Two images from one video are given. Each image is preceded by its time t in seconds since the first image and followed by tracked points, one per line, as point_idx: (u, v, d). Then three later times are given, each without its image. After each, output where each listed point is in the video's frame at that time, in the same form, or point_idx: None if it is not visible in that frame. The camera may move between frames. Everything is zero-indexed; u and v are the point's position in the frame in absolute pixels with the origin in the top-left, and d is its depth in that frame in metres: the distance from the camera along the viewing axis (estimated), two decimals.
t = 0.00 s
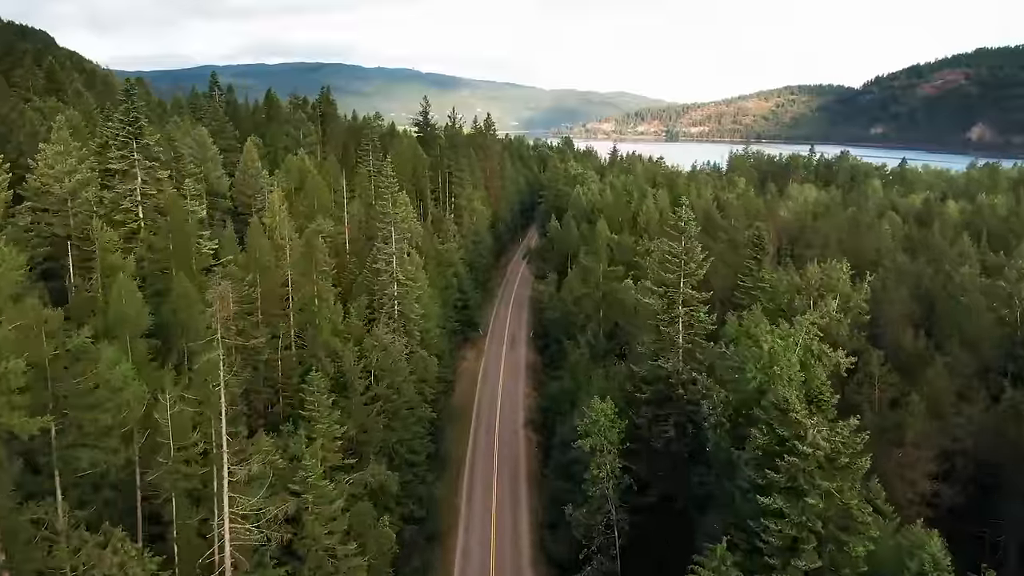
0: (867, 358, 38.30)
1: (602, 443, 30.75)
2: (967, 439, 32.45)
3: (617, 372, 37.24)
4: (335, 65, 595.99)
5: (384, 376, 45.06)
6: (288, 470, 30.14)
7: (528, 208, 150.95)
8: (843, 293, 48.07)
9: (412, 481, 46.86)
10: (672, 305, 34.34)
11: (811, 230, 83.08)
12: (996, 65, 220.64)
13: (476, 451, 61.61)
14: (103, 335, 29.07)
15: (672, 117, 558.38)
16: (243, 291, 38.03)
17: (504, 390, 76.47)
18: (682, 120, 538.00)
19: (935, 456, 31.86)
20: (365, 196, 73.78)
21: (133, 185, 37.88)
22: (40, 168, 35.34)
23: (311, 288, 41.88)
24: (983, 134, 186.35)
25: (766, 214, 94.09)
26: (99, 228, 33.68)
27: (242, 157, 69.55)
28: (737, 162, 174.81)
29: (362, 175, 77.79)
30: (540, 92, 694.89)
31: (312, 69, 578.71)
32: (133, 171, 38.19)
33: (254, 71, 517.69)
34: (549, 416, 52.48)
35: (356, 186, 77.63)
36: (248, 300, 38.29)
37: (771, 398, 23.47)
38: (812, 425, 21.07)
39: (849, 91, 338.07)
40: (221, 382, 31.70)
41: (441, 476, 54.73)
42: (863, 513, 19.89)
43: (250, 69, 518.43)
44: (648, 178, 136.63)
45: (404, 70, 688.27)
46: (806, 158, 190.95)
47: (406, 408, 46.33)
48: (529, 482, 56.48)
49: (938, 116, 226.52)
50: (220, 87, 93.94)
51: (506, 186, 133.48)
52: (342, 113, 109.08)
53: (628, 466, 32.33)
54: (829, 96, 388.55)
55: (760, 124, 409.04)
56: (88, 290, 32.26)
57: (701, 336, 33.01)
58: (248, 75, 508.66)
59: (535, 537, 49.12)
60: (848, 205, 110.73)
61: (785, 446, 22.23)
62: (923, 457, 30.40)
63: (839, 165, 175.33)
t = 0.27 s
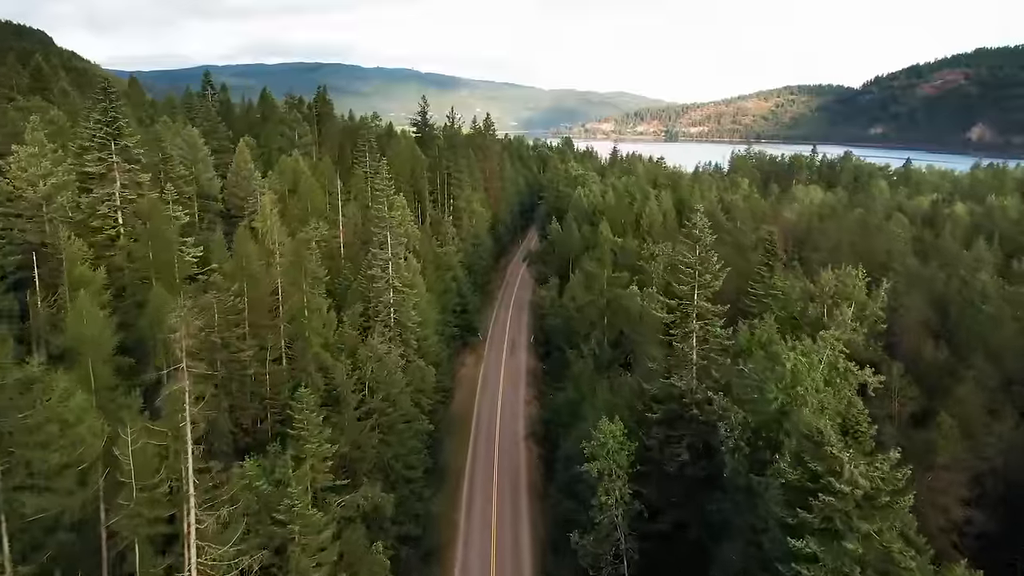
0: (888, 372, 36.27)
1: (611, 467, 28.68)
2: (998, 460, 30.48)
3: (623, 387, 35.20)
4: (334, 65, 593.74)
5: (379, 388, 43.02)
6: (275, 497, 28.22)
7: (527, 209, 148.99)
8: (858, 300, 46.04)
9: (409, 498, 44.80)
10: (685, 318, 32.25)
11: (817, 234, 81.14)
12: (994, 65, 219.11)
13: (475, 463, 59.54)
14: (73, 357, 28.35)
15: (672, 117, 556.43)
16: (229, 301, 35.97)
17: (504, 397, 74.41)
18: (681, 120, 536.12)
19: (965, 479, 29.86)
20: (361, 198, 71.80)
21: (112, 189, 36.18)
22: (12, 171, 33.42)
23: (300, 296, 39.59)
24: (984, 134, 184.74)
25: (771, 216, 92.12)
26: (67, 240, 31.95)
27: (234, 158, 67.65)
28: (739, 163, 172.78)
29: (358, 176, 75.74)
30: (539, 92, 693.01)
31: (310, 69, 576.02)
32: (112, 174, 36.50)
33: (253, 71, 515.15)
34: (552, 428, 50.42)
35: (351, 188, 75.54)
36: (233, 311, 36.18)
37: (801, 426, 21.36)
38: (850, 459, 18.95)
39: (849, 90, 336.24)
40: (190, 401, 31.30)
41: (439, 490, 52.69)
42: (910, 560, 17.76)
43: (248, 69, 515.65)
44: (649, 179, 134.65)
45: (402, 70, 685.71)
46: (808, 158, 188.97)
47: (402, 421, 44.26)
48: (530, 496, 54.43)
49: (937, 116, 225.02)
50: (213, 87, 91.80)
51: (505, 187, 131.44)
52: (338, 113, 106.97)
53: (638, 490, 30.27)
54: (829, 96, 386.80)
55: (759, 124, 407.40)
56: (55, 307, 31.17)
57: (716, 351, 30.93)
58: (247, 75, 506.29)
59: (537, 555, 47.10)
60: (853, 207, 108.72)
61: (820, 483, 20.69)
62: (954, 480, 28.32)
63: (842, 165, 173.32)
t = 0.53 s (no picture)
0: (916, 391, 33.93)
1: (623, 501, 26.30)
2: None
3: (633, 408, 32.83)
4: (333, 65, 591.14)
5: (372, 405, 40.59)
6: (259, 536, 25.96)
7: (527, 210, 146.67)
8: (878, 311, 43.82)
9: (404, 520, 42.39)
10: (703, 336, 29.82)
11: (826, 238, 78.80)
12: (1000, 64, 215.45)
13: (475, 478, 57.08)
14: (22, 387, 26.11)
15: (671, 117, 554.21)
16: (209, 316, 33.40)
17: (505, 407, 71.91)
18: (681, 120, 533.92)
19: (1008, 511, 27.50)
20: (356, 201, 69.36)
21: (83, 194, 34.00)
22: None
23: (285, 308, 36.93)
24: (984, 134, 182.49)
25: (778, 219, 89.82)
26: (24, 253, 29.42)
27: (225, 159, 65.25)
28: (741, 163, 170.55)
29: (353, 179, 73.29)
30: (538, 92, 690.93)
31: (308, 68, 573.33)
32: (83, 178, 34.40)
33: (251, 70, 512.46)
34: (555, 444, 48.04)
35: (346, 190, 73.10)
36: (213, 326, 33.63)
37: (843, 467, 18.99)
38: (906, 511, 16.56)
39: (849, 90, 334.42)
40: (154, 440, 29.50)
41: (436, 509, 50.26)
42: None
43: (246, 69, 512.68)
44: (651, 181, 132.37)
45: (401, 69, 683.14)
46: (811, 159, 186.66)
47: (397, 440, 41.84)
48: (532, 515, 52.00)
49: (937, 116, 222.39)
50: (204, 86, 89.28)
51: (505, 188, 129.09)
52: (334, 113, 104.53)
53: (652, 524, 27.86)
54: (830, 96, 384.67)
55: (758, 124, 405.46)
56: (7, 329, 29.00)
57: (736, 372, 28.49)
58: (245, 75, 503.68)
59: None
60: (859, 209, 106.54)
61: (870, 538, 20.70)
62: (997, 514, 25.94)
63: (845, 166, 171.01)
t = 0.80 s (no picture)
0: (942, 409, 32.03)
1: (634, 535, 24.35)
2: None
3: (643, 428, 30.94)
4: (331, 65, 588.55)
5: (366, 421, 38.71)
6: (242, 573, 23.92)
7: (526, 211, 144.56)
8: (897, 320, 41.86)
9: (399, 541, 40.55)
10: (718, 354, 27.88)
11: (834, 241, 76.92)
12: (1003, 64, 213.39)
13: (474, 492, 55.01)
14: None
15: (671, 117, 552.50)
16: (190, 330, 31.27)
17: (504, 415, 69.80)
18: (681, 120, 532.15)
19: None
20: (351, 203, 67.23)
21: (54, 201, 31.16)
22: None
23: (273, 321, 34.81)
24: (984, 134, 178.79)
25: (783, 222, 87.85)
26: None
27: (216, 160, 63.13)
28: (744, 164, 168.48)
29: (349, 180, 71.15)
30: (536, 92, 689.06)
31: (307, 68, 571.23)
32: (55, 183, 31.46)
33: (248, 70, 509.59)
34: (558, 459, 46.13)
35: (342, 192, 70.95)
36: (195, 340, 31.56)
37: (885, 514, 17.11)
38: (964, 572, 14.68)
39: (849, 90, 332.52)
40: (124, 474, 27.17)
41: (433, 526, 48.21)
42: None
43: (246, 69, 510.27)
44: (653, 182, 130.43)
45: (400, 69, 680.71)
46: (814, 159, 184.85)
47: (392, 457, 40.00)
48: (532, 532, 49.97)
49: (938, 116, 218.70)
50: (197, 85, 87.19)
51: (504, 189, 126.89)
52: (330, 113, 102.29)
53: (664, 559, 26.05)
54: (830, 96, 382.86)
55: (758, 124, 403.52)
56: None
57: (755, 394, 26.58)
58: (243, 74, 500.97)
59: None
60: (865, 211, 104.47)
61: None
62: None
63: (848, 167, 169.13)
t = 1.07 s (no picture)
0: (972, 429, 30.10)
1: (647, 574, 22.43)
2: None
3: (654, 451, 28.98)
4: (330, 65, 586.23)
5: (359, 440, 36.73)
6: None
7: (526, 212, 142.51)
8: (918, 331, 39.80)
9: (395, 564, 38.59)
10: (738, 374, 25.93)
11: (843, 245, 74.98)
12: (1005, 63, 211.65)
13: (473, 507, 52.93)
14: None
15: (670, 117, 550.57)
16: (169, 346, 29.12)
17: (504, 424, 67.70)
18: (680, 120, 530.14)
19: None
20: (347, 207, 65.15)
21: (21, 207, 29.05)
22: None
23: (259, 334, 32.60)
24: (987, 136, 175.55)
25: (790, 224, 85.85)
26: None
27: (207, 162, 60.96)
28: (746, 164, 166.40)
29: (345, 181, 68.99)
30: (536, 91, 687.15)
31: (306, 68, 568.84)
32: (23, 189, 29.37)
33: (247, 70, 506.99)
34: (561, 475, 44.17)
35: (337, 194, 68.80)
36: (174, 356, 29.48)
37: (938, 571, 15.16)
38: None
39: (849, 90, 330.15)
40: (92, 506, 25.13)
41: (430, 545, 46.13)
42: None
43: (244, 69, 507.80)
44: (655, 183, 128.40)
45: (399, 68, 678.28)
46: (817, 160, 182.82)
47: (387, 477, 38.09)
48: (533, 551, 47.90)
49: (935, 119, 214.91)
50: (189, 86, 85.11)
51: (504, 191, 124.78)
52: (326, 113, 100.18)
53: None
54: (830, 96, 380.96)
55: (756, 124, 401.50)
56: None
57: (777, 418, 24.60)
58: (241, 74, 498.45)
59: None
60: (872, 214, 102.43)
61: None
62: None
63: (852, 168, 167.09)
